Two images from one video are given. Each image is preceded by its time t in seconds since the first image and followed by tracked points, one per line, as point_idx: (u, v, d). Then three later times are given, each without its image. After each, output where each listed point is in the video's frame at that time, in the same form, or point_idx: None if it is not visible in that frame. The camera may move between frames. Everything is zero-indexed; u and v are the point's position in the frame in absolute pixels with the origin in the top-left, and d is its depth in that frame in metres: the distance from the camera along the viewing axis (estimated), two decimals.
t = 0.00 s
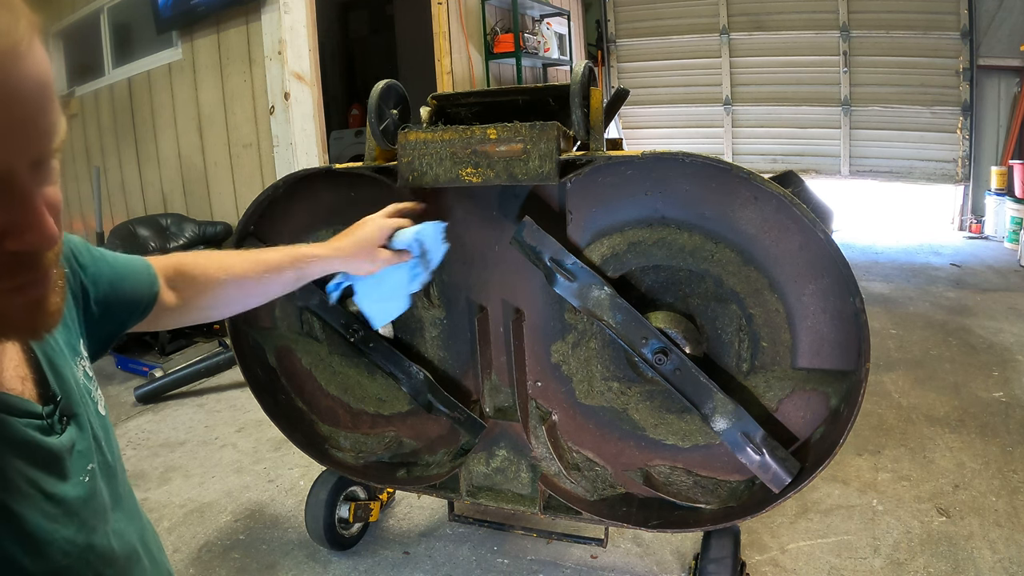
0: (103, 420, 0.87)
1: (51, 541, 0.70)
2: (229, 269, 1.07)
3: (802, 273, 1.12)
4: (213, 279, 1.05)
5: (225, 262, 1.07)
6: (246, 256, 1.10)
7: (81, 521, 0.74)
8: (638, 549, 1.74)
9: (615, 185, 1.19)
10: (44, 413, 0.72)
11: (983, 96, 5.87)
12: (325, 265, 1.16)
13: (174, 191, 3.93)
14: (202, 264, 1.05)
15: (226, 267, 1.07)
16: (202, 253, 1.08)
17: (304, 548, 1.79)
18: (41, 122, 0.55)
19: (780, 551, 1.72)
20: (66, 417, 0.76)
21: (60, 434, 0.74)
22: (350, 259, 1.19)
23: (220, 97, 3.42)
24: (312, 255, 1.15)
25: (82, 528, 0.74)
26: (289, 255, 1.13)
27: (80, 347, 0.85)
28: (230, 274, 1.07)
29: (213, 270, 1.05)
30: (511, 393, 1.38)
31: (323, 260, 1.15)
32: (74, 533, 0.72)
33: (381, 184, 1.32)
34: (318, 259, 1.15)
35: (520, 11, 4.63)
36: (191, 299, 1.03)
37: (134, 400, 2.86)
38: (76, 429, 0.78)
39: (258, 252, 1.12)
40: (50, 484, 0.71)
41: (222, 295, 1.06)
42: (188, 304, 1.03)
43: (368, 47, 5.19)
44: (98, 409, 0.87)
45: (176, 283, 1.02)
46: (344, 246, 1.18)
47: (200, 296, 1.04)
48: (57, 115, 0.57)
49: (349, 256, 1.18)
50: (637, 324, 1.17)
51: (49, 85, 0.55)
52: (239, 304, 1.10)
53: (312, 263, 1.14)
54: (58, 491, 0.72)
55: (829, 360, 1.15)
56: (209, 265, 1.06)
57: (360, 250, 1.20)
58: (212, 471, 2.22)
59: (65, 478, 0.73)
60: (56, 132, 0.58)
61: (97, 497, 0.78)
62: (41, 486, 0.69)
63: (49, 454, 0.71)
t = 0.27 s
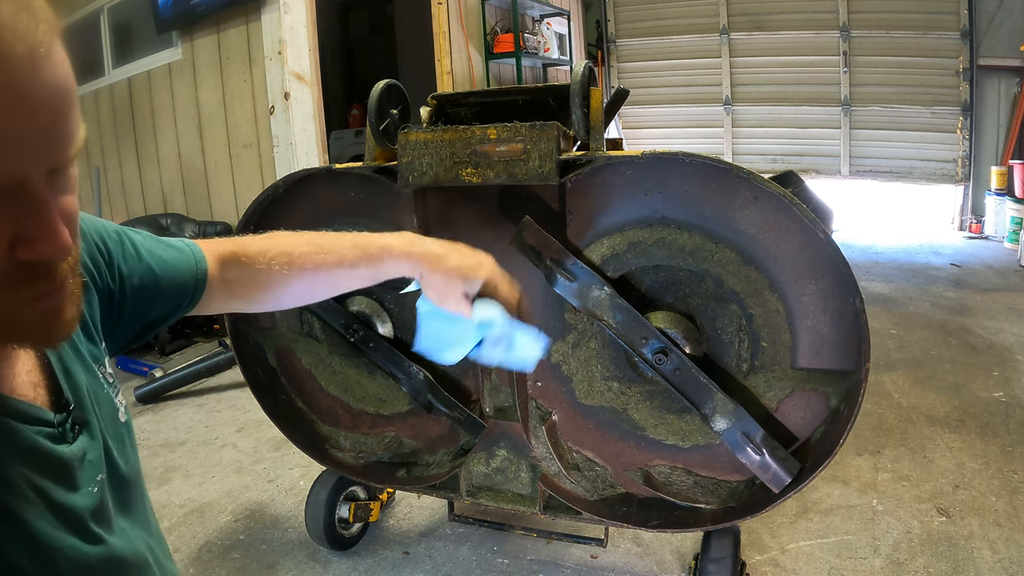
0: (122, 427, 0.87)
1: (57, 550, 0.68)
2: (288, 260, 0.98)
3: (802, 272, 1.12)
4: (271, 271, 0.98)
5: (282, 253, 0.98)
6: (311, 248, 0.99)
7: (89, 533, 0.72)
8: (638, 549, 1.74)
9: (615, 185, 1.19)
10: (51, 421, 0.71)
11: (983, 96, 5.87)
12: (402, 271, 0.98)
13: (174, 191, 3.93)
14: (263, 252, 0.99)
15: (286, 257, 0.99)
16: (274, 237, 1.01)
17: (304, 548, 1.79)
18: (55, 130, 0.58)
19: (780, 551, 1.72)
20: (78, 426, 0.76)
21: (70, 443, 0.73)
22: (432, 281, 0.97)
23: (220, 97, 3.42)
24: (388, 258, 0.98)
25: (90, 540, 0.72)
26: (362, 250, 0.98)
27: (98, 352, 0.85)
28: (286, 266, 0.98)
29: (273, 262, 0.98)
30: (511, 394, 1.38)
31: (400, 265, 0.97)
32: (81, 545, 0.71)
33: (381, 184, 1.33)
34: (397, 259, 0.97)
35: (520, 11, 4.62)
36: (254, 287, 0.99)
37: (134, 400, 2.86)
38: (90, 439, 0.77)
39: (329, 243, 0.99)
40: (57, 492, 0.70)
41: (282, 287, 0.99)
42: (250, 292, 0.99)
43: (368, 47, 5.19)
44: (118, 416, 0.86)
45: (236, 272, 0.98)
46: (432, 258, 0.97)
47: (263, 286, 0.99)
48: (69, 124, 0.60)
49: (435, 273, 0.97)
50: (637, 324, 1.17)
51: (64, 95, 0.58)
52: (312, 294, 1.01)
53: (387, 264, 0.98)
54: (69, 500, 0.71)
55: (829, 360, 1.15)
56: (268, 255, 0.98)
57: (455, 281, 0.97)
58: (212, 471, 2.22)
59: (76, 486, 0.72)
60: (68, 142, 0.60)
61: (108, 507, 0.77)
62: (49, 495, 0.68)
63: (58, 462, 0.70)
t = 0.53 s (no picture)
0: (123, 436, 0.87)
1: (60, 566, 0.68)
2: (254, 319, 0.95)
3: (802, 272, 1.12)
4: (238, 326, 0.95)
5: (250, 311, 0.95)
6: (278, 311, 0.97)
7: (94, 547, 0.72)
8: (638, 549, 1.74)
9: (614, 186, 1.19)
10: (58, 433, 0.71)
11: (983, 96, 5.87)
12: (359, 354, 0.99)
13: (174, 191, 3.93)
14: (235, 304, 0.96)
15: (256, 316, 0.95)
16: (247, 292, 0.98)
17: (304, 548, 1.79)
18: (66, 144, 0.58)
19: (780, 551, 1.72)
20: (83, 437, 0.75)
21: (76, 456, 0.73)
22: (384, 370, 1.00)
23: (220, 97, 3.42)
24: (351, 339, 0.98)
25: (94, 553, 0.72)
26: (322, 328, 0.97)
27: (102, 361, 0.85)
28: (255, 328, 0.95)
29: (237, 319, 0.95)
30: (511, 393, 1.39)
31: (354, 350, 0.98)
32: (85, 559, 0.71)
33: (381, 184, 1.33)
34: (354, 343, 0.98)
35: (520, 11, 4.62)
36: (217, 341, 0.96)
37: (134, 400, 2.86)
38: (94, 450, 0.77)
39: (294, 315, 0.97)
40: (62, 508, 0.69)
41: (245, 343, 0.95)
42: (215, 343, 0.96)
43: (368, 47, 5.19)
44: (119, 426, 0.86)
45: (202, 321, 0.95)
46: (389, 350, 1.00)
47: (225, 340, 0.95)
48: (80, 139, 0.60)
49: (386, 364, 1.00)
50: (637, 324, 1.17)
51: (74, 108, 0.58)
52: (272, 354, 0.98)
53: (341, 346, 0.98)
54: (73, 514, 0.70)
55: (829, 360, 1.15)
56: (239, 311, 0.95)
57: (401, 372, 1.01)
58: (212, 471, 2.22)
59: (81, 499, 0.72)
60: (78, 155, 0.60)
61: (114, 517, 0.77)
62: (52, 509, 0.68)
63: (64, 476, 0.70)
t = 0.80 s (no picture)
0: (120, 436, 0.86)
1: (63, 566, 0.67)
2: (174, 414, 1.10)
3: (802, 272, 1.12)
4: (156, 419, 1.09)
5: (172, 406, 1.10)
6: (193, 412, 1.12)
7: (95, 545, 0.72)
8: (638, 549, 1.74)
9: (615, 186, 1.19)
10: (57, 432, 0.71)
11: (983, 96, 5.87)
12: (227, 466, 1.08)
13: (173, 191, 3.93)
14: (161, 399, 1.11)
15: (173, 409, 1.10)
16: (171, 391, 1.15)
17: (304, 548, 1.79)
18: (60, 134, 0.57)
19: (780, 551, 1.72)
20: (81, 436, 0.75)
21: (73, 455, 0.72)
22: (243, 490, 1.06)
23: (220, 97, 3.42)
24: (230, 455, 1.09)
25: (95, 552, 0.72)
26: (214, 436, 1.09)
27: (95, 362, 0.87)
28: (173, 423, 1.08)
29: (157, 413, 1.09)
30: (511, 393, 1.39)
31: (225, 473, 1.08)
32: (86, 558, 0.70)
33: (381, 184, 1.33)
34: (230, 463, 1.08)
35: (520, 11, 4.63)
36: (136, 427, 1.08)
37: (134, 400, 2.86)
38: (90, 449, 0.76)
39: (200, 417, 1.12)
40: (63, 508, 0.69)
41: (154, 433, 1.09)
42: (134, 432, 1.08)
43: (368, 47, 5.19)
44: (115, 426, 0.86)
45: (130, 405, 1.09)
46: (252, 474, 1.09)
47: (139, 432, 1.08)
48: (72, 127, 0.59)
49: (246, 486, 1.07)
50: (637, 324, 1.17)
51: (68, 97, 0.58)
52: (174, 451, 1.11)
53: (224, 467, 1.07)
54: (74, 513, 0.70)
55: (829, 360, 1.15)
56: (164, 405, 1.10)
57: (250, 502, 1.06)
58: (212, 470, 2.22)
59: (81, 498, 0.72)
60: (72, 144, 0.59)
61: (114, 516, 0.77)
62: (55, 508, 0.68)
63: (63, 475, 0.69)
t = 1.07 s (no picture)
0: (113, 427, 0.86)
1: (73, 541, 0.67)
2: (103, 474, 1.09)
3: (803, 272, 1.12)
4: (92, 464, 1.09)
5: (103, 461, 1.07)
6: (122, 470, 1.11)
7: (102, 521, 0.72)
8: (638, 549, 1.74)
9: (615, 186, 1.19)
10: (59, 409, 0.71)
11: (983, 96, 5.87)
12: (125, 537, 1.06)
13: (174, 191, 3.93)
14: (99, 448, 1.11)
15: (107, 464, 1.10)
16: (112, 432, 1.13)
17: (304, 548, 1.79)
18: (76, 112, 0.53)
19: (780, 551, 1.72)
20: (78, 417, 0.76)
21: (74, 435, 0.72)
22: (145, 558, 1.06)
23: (220, 97, 3.42)
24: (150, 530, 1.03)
25: (104, 530, 0.72)
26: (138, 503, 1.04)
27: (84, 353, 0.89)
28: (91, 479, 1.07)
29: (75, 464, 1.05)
30: (511, 394, 1.39)
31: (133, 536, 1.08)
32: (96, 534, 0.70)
33: (381, 184, 1.33)
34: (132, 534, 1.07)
35: (520, 11, 4.63)
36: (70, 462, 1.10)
37: (134, 400, 2.86)
38: (88, 431, 0.76)
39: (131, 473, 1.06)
40: (68, 485, 0.69)
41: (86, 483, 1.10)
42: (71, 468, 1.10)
43: (368, 47, 5.19)
44: (106, 415, 0.86)
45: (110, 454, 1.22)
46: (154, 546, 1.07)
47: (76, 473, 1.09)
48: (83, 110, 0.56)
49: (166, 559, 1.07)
50: (637, 324, 1.17)
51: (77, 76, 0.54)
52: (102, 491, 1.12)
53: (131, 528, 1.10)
54: (77, 489, 0.70)
55: (829, 360, 1.15)
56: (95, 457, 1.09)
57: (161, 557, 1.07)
58: (212, 470, 2.22)
59: (82, 476, 0.72)
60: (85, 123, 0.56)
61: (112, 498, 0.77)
62: (62, 483, 0.68)
63: (67, 454, 0.69)
